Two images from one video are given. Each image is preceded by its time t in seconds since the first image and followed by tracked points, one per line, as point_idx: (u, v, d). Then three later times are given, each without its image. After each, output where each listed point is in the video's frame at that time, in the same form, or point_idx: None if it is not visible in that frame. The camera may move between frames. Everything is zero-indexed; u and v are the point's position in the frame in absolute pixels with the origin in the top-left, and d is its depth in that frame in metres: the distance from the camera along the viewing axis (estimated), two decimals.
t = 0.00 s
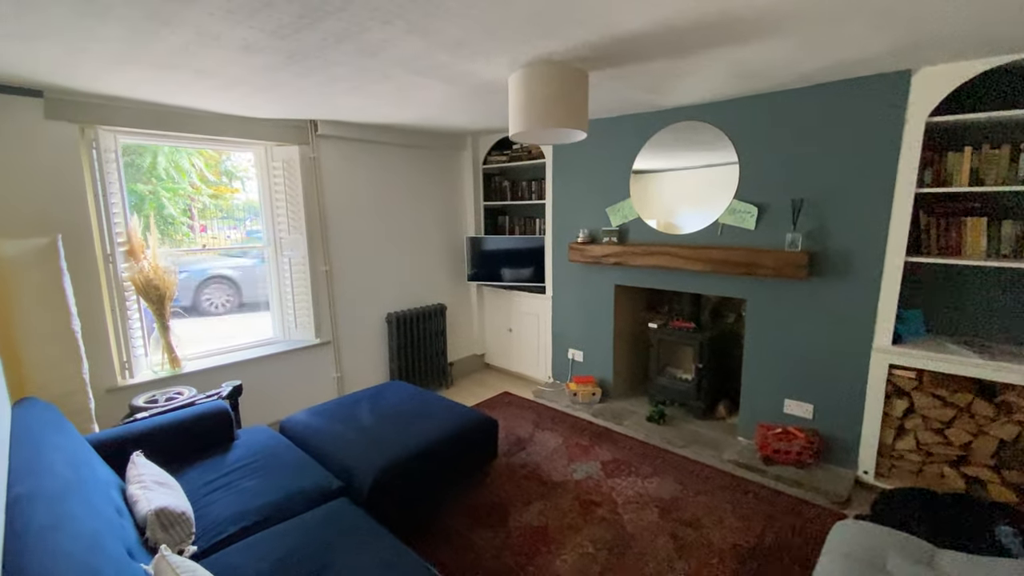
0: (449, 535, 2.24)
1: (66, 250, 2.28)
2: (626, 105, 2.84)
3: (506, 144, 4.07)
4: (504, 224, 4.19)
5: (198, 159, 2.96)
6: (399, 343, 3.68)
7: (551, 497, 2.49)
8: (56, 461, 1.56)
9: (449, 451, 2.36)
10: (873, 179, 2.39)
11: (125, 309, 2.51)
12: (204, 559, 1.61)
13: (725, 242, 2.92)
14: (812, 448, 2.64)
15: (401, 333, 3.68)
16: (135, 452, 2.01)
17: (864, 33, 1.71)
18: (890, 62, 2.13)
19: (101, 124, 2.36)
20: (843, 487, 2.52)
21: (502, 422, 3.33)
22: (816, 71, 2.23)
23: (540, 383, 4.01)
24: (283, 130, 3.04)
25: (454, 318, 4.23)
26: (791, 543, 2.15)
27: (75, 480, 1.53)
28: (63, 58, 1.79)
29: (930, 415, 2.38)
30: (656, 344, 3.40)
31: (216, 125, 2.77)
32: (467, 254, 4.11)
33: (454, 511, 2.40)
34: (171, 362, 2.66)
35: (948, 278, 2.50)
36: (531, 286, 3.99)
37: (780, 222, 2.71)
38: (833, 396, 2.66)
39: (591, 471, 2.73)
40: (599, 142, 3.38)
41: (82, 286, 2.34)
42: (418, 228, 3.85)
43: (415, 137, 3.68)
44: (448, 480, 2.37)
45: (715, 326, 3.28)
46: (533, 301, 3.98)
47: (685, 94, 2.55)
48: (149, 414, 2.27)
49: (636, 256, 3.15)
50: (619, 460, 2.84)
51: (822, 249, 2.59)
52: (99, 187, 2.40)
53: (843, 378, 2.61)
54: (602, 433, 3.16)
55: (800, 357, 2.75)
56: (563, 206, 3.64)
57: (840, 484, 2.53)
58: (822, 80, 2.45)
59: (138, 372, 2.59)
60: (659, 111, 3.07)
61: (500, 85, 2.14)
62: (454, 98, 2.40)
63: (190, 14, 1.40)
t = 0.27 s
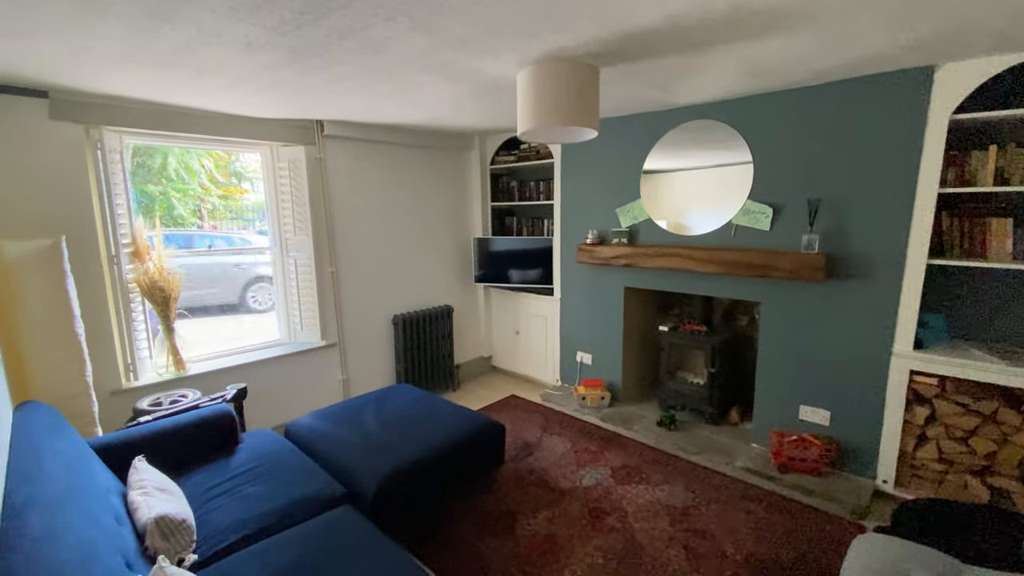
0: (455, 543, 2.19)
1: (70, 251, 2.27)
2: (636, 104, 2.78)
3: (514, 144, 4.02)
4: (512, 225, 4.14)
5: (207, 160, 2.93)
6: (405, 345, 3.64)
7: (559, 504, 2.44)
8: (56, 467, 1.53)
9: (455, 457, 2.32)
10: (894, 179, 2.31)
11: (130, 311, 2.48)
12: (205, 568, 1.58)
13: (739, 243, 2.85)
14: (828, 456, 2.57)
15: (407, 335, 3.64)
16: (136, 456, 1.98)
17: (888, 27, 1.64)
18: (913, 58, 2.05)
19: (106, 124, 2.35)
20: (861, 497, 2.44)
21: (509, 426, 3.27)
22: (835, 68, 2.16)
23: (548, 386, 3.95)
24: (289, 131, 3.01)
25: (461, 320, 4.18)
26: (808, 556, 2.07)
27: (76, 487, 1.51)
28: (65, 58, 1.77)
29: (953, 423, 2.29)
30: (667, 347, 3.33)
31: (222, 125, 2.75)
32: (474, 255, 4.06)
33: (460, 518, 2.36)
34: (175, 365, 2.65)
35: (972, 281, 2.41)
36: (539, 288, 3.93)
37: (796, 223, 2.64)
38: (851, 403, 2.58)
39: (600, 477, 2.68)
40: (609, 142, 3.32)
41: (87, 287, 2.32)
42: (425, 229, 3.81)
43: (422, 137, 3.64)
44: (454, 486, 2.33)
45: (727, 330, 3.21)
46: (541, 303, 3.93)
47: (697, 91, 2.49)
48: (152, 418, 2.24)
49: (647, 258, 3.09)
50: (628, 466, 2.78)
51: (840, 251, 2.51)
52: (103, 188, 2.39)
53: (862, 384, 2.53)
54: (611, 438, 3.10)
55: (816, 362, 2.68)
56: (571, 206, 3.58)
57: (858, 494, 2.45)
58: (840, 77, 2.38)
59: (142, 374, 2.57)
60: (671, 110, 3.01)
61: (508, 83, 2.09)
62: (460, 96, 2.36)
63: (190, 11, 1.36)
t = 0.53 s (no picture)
0: (462, 556, 2.11)
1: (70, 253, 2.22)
2: (651, 100, 2.68)
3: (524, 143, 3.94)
4: (521, 226, 4.06)
5: (219, 161, 2.92)
6: (412, 349, 3.57)
7: (570, 516, 2.35)
8: (48, 479, 1.48)
9: (462, 467, 2.23)
10: (925, 178, 2.19)
11: (132, 315, 2.43)
12: None
13: (757, 245, 2.74)
14: (853, 469, 2.45)
15: (415, 338, 3.57)
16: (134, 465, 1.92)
17: (926, 14, 1.53)
18: (947, 49, 1.93)
19: (109, 124, 2.30)
20: (888, 513, 2.32)
21: (518, 433, 3.19)
22: (863, 60, 2.04)
23: (558, 391, 3.86)
24: (294, 130, 2.95)
25: (469, 322, 4.10)
26: None
27: (70, 499, 1.45)
28: (62, 54, 1.72)
29: (987, 436, 2.17)
30: (682, 352, 3.23)
31: (226, 124, 2.70)
32: (483, 256, 3.98)
33: (468, 530, 2.28)
34: (178, 368, 2.60)
35: (1007, 286, 2.28)
36: (549, 290, 3.84)
37: (818, 225, 2.52)
38: (877, 413, 2.46)
39: (612, 488, 2.58)
40: (621, 140, 3.22)
41: (86, 290, 2.28)
42: (433, 230, 3.74)
43: (430, 136, 3.58)
44: (461, 497, 2.25)
45: (745, 335, 3.10)
46: (551, 306, 3.84)
47: (715, 87, 2.38)
48: (153, 424, 2.19)
49: (661, 260, 2.99)
50: (642, 477, 2.68)
51: (866, 253, 2.39)
52: (105, 189, 2.33)
53: (889, 393, 2.41)
54: (624, 446, 3.00)
55: (840, 369, 2.56)
56: (582, 206, 3.49)
57: (884, 510, 2.33)
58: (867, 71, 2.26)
59: (144, 378, 2.52)
60: (686, 107, 2.90)
61: (518, 79, 2.01)
62: (468, 93, 2.28)
63: (183, 2, 1.29)
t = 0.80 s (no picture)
0: None
1: (70, 256, 2.16)
2: (671, 96, 2.56)
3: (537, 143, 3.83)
4: (534, 227, 3.95)
5: (232, 162, 2.86)
6: (421, 354, 3.48)
7: (586, 534, 2.23)
8: (36, 497, 1.40)
9: (472, 483, 2.13)
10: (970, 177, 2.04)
11: (134, 320, 2.36)
12: None
13: (784, 249, 2.60)
14: (887, 488, 2.30)
15: (424, 343, 3.47)
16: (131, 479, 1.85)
17: None
18: (999, 38, 1.78)
19: (112, 123, 2.24)
20: (927, 536, 2.16)
21: (530, 443, 3.08)
22: (905, 51, 1.90)
23: (571, 398, 3.74)
24: (302, 129, 2.87)
25: (480, 327, 4.00)
26: None
27: (58, 519, 1.38)
28: (58, 51, 1.65)
29: None
30: (702, 360, 3.11)
31: (232, 124, 2.63)
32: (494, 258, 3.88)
33: (478, 548, 2.17)
34: (182, 374, 2.51)
35: None
36: (562, 294, 3.73)
37: (851, 227, 2.37)
38: (913, 428, 2.30)
39: (629, 503, 2.46)
40: (638, 139, 3.10)
41: (88, 294, 2.21)
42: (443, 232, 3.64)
43: (440, 136, 3.48)
44: (471, 514, 2.14)
45: (769, 343, 2.96)
46: (564, 310, 3.72)
47: (741, 81, 2.25)
48: (154, 434, 2.11)
49: (680, 263, 2.86)
50: (661, 492, 2.55)
51: (903, 258, 2.24)
52: (106, 190, 2.27)
53: (927, 408, 2.25)
54: (641, 458, 2.87)
55: (873, 381, 2.41)
56: (597, 207, 3.37)
57: (923, 533, 2.17)
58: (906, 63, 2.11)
59: (147, 385, 2.45)
60: (708, 104, 2.77)
61: (533, 73, 1.90)
62: (480, 90, 2.17)
63: None
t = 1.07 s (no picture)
0: None
1: (73, 259, 2.11)
2: (694, 91, 2.43)
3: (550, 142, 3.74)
4: (547, 229, 3.85)
5: (247, 164, 2.79)
6: (432, 359, 3.39)
7: (602, 552, 2.12)
8: (27, 510, 1.35)
9: (483, 498, 2.03)
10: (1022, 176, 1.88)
11: (140, 324, 2.31)
12: None
13: (813, 253, 2.46)
14: (925, 508, 2.16)
15: (435, 348, 3.39)
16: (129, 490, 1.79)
17: None
18: None
19: (117, 123, 2.19)
20: (971, 563, 2.01)
21: (544, 452, 2.98)
22: (952, 39, 1.76)
23: (585, 405, 3.63)
24: (311, 129, 2.81)
25: (493, 331, 3.91)
26: None
27: (50, 532, 1.33)
28: (56, 48, 1.59)
29: None
30: (724, 369, 3.00)
31: (240, 123, 2.57)
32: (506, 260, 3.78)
33: (490, 565, 2.08)
34: (187, 380, 2.46)
35: None
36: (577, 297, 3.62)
37: (886, 229, 2.23)
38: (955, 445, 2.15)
39: (648, 520, 2.34)
40: (657, 137, 2.98)
41: (91, 297, 2.17)
42: (455, 234, 3.56)
43: (452, 135, 3.40)
44: (482, 530, 2.05)
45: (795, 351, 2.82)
46: (579, 314, 3.61)
47: (769, 74, 2.12)
48: (157, 442, 2.05)
49: (701, 267, 2.74)
50: (681, 507, 2.43)
51: (945, 263, 2.09)
52: (111, 191, 2.21)
53: (971, 423, 2.10)
54: (659, 471, 2.75)
55: (910, 394, 2.26)
56: (614, 209, 3.26)
57: (965, 559, 2.02)
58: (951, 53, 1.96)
59: (153, 390, 2.39)
60: (732, 99, 2.64)
61: (549, 67, 1.80)
62: (493, 85, 2.08)
63: None
